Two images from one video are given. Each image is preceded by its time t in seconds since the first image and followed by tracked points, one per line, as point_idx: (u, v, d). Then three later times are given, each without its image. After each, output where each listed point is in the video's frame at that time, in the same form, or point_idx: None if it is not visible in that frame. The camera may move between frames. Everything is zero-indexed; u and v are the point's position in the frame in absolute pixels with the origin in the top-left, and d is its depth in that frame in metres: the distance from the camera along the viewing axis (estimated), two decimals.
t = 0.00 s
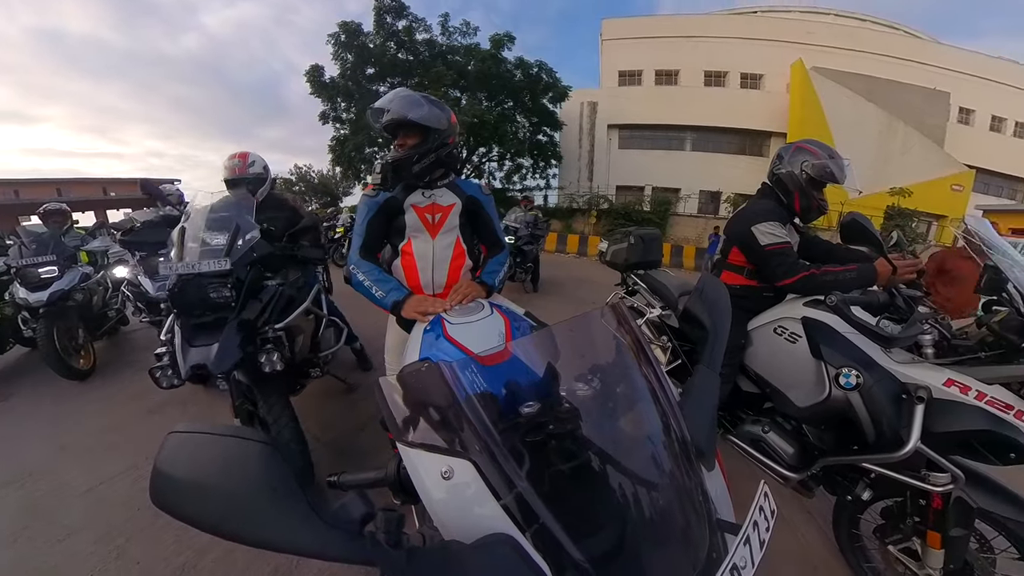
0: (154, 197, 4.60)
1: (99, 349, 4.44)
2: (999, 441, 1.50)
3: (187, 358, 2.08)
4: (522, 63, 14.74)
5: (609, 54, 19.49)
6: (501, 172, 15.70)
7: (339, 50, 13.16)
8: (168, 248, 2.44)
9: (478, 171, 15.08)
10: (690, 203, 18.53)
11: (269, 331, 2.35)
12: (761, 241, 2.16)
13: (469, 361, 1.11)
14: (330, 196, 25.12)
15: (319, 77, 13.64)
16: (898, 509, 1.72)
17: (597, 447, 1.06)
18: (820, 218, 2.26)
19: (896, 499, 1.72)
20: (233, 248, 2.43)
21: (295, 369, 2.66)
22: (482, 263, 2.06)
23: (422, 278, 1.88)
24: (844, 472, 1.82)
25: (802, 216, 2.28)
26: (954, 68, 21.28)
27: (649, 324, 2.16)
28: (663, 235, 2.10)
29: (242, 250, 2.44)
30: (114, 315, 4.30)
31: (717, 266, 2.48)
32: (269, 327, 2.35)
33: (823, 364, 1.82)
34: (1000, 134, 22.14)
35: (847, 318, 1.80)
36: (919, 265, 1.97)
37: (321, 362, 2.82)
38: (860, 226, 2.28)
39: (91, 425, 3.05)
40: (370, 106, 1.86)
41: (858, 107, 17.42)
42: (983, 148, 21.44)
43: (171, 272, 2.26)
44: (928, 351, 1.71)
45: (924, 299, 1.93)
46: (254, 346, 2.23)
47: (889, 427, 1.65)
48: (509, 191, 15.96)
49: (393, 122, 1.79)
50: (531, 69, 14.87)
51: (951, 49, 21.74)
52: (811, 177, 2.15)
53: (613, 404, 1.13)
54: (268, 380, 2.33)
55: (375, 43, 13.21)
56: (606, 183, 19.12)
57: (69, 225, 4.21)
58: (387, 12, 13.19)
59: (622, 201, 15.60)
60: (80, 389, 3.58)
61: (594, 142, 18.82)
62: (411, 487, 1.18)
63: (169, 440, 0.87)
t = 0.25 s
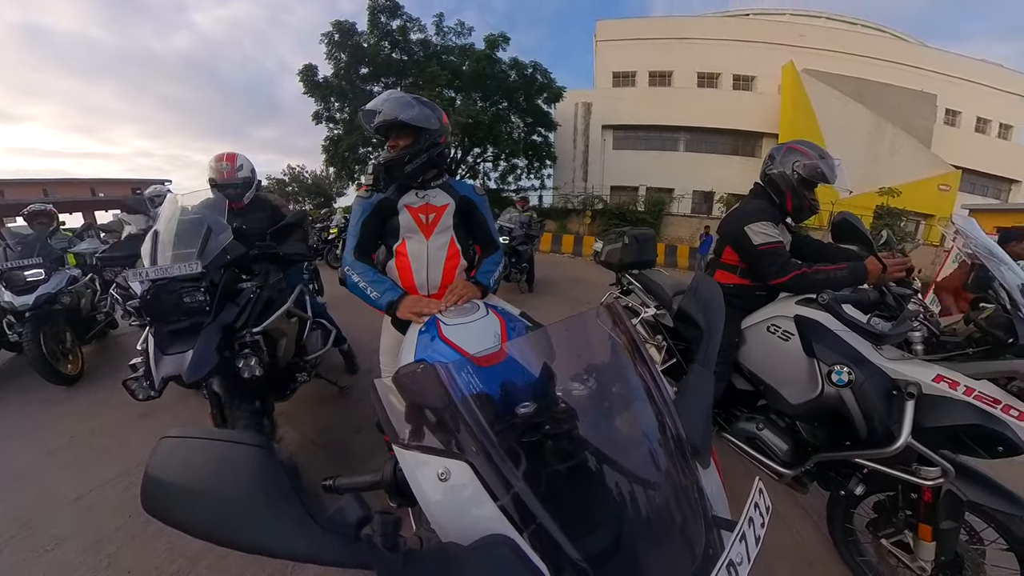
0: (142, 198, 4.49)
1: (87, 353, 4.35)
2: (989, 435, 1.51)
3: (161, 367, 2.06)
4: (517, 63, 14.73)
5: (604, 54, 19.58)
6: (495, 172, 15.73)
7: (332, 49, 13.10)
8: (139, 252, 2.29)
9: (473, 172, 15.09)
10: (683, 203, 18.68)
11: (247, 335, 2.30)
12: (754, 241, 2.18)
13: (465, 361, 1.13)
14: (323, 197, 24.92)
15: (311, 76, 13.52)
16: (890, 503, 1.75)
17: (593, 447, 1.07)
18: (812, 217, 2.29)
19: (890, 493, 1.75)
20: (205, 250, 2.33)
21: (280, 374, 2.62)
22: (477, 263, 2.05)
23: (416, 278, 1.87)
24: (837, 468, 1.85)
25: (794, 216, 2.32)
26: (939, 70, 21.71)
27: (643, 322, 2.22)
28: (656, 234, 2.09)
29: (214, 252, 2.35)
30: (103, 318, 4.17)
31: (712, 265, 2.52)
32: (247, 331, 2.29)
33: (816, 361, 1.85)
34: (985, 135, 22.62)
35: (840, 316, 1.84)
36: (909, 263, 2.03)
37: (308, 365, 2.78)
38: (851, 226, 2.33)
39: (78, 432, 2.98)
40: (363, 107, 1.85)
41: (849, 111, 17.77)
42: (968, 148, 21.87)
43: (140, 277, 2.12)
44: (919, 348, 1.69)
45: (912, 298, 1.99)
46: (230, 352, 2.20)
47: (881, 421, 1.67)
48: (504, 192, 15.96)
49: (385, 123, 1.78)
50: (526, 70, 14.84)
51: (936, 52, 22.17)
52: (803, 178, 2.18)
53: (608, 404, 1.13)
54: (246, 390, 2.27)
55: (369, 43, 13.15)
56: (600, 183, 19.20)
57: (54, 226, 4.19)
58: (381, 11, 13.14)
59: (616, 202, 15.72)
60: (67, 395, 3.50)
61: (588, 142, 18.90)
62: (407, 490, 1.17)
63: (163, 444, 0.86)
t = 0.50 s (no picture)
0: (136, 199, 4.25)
1: (76, 357, 4.27)
2: (978, 430, 1.55)
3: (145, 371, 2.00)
4: (512, 64, 14.74)
5: (598, 56, 19.72)
6: (491, 172, 15.82)
7: (327, 48, 13.08)
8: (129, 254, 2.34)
9: (468, 172, 15.14)
10: (678, 203, 18.82)
11: (236, 340, 2.21)
12: (748, 241, 2.21)
13: (462, 363, 1.14)
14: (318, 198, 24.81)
15: (306, 77, 13.50)
16: (882, 498, 1.78)
17: (591, 446, 1.07)
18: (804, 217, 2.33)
19: (884, 489, 1.76)
20: (193, 253, 2.35)
21: (267, 379, 2.58)
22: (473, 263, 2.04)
23: (412, 279, 1.87)
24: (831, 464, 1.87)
25: (787, 215, 2.34)
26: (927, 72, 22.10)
27: (639, 322, 2.21)
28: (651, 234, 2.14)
29: (202, 255, 2.36)
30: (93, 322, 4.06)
31: (706, 265, 2.54)
32: (237, 335, 2.22)
33: (810, 359, 1.87)
34: (973, 136, 23.02)
35: (832, 314, 1.85)
36: (899, 262, 2.03)
37: (298, 370, 2.73)
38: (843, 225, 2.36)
39: (67, 438, 2.92)
40: (358, 106, 1.84)
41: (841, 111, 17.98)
42: (956, 149, 22.27)
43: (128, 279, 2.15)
44: (909, 344, 1.78)
45: (903, 295, 1.99)
46: (216, 358, 2.12)
47: (874, 418, 1.70)
48: (500, 192, 15.99)
49: (381, 122, 1.77)
50: (521, 70, 14.82)
51: (925, 54, 22.57)
52: (795, 178, 2.21)
53: (605, 403, 1.13)
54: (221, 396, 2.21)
55: (364, 42, 13.15)
56: (596, 184, 19.32)
57: (41, 228, 4.14)
58: (376, 11, 13.14)
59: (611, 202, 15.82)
60: (56, 400, 3.43)
61: (584, 142, 19.00)
62: (403, 491, 1.16)
63: (155, 449, 0.84)
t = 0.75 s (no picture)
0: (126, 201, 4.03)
1: (65, 361, 4.17)
2: (966, 423, 1.57)
3: (137, 376, 1.95)
4: (507, 64, 14.98)
5: (592, 57, 19.88)
6: (486, 172, 15.90)
7: (321, 48, 13.06)
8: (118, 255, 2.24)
9: (463, 173, 15.18)
10: (672, 203, 18.99)
11: (229, 343, 2.19)
12: (740, 240, 2.24)
13: (458, 363, 1.14)
14: (311, 198, 24.65)
15: (299, 76, 13.45)
16: (875, 491, 1.81)
17: (587, 445, 1.07)
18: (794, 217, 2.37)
19: (875, 481, 1.80)
20: (186, 253, 2.24)
21: (262, 381, 2.55)
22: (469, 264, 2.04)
23: (408, 281, 1.85)
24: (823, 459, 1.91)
25: (779, 215, 2.38)
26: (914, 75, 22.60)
27: (634, 321, 2.24)
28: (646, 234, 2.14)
29: (196, 255, 2.22)
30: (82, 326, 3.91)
31: (700, 264, 2.57)
32: (230, 338, 2.19)
33: (802, 356, 1.91)
34: (958, 137, 23.53)
35: (823, 312, 1.89)
36: (889, 259, 2.10)
37: (293, 371, 2.71)
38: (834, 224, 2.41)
39: (56, 444, 2.85)
40: (352, 106, 1.82)
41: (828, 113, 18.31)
42: (941, 150, 22.75)
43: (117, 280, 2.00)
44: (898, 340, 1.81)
45: (892, 292, 2.01)
46: (209, 360, 2.08)
47: (865, 413, 1.74)
48: (495, 193, 16.02)
49: (376, 121, 1.75)
50: (516, 71, 15.13)
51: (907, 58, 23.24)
52: (787, 178, 2.24)
53: (601, 402, 1.13)
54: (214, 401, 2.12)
55: (358, 42, 13.12)
56: (590, 184, 19.46)
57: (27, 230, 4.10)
58: (370, 11, 13.12)
59: (606, 203, 15.93)
60: (44, 405, 3.34)
61: (577, 143, 19.13)
62: (401, 494, 1.15)
63: (148, 455, 0.81)
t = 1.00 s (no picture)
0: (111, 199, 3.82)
1: (51, 366, 4.06)
2: (952, 416, 1.61)
3: (120, 382, 1.88)
4: (501, 64, 14.91)
5: (586, 57, 19.99)
6: (480, 173, 15.95)
7: (313, 47, 12.96)
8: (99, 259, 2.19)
9: (457, 173, 15.20)
10: (665, 203, 19.18)
11: (216, 346, 2.13)
12: (732, 239, 2.28)
13: (453, 363, 1.12)
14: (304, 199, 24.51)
15: (290, 74, 13.44)
16: (866, 485, 1.85)
17: (583, 444, 1.08)
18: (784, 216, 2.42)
19: (865, 476, 1.84)
20: (169, 256, 2.20)
21: (251, 384, 2.52)
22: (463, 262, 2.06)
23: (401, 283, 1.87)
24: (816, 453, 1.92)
25: (770, 214, 2.43)
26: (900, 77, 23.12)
27: (628, 320, 2.26)
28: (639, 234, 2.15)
29: (178, 257, 2.21)
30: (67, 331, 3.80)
31: (693, 263, 2.61)
32: (216, 341, 2.13)
33: (794, 353, 1.93)
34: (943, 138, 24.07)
35: (814, 309, 1.93)
36: (876, 258, 2.19)
37: (284, 374, 2.65)
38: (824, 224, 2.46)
39: (42, 453, 2.76)
40: (346, 104, 1.81)
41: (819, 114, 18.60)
42: (926, 151, 23.25)
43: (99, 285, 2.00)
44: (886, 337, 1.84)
45: (881, 290, 2.02)
46: (196, 365, 2.04)
47: (855, 408, 1.76)
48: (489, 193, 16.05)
49: (369, 120, 1.73)
50: (510, 71, 15.05)
51: (892, 61, 23.79)
52: (777, 178, 2.28)
53: (596, 401, 1.13)
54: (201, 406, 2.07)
55: (351, 41, 13.08)
56: (584, 184, 19.59)
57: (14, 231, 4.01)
58: (364, 9, 13.04)
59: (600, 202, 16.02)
60: (29, 413, 3.25)
61: (572, 143, 19.25)
62: (397, 496, 1.14)
63: (138, 462, 0.80)
